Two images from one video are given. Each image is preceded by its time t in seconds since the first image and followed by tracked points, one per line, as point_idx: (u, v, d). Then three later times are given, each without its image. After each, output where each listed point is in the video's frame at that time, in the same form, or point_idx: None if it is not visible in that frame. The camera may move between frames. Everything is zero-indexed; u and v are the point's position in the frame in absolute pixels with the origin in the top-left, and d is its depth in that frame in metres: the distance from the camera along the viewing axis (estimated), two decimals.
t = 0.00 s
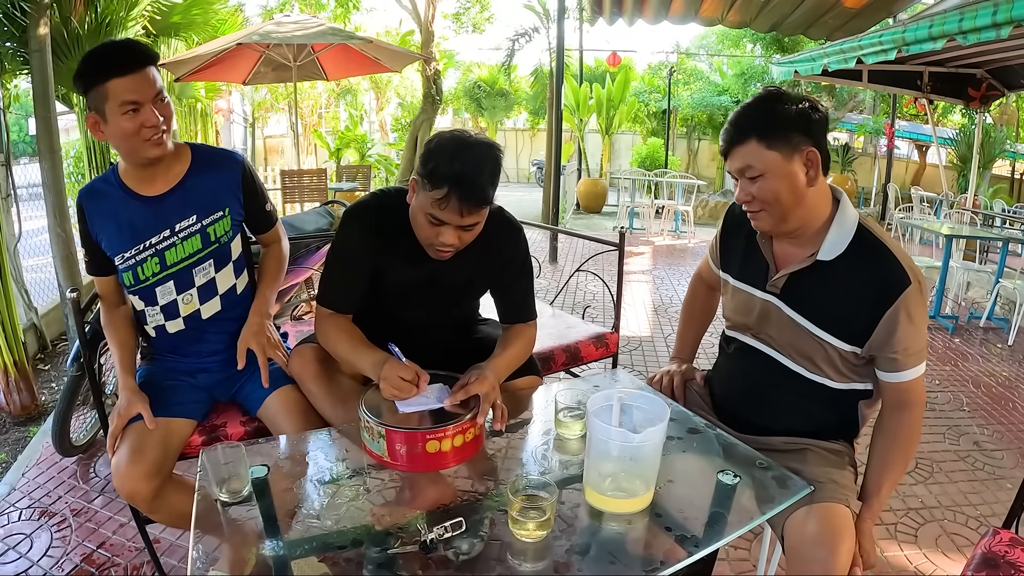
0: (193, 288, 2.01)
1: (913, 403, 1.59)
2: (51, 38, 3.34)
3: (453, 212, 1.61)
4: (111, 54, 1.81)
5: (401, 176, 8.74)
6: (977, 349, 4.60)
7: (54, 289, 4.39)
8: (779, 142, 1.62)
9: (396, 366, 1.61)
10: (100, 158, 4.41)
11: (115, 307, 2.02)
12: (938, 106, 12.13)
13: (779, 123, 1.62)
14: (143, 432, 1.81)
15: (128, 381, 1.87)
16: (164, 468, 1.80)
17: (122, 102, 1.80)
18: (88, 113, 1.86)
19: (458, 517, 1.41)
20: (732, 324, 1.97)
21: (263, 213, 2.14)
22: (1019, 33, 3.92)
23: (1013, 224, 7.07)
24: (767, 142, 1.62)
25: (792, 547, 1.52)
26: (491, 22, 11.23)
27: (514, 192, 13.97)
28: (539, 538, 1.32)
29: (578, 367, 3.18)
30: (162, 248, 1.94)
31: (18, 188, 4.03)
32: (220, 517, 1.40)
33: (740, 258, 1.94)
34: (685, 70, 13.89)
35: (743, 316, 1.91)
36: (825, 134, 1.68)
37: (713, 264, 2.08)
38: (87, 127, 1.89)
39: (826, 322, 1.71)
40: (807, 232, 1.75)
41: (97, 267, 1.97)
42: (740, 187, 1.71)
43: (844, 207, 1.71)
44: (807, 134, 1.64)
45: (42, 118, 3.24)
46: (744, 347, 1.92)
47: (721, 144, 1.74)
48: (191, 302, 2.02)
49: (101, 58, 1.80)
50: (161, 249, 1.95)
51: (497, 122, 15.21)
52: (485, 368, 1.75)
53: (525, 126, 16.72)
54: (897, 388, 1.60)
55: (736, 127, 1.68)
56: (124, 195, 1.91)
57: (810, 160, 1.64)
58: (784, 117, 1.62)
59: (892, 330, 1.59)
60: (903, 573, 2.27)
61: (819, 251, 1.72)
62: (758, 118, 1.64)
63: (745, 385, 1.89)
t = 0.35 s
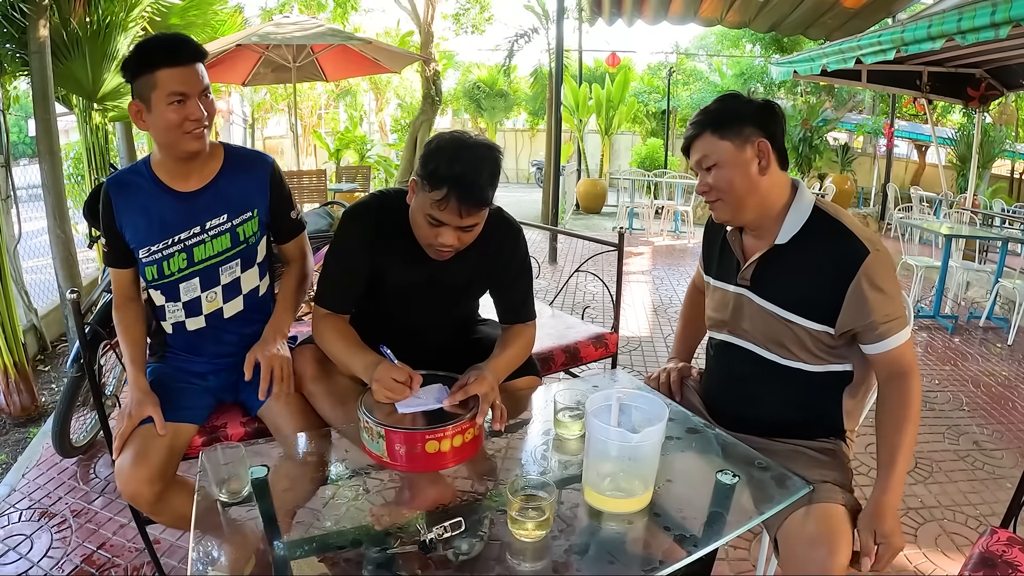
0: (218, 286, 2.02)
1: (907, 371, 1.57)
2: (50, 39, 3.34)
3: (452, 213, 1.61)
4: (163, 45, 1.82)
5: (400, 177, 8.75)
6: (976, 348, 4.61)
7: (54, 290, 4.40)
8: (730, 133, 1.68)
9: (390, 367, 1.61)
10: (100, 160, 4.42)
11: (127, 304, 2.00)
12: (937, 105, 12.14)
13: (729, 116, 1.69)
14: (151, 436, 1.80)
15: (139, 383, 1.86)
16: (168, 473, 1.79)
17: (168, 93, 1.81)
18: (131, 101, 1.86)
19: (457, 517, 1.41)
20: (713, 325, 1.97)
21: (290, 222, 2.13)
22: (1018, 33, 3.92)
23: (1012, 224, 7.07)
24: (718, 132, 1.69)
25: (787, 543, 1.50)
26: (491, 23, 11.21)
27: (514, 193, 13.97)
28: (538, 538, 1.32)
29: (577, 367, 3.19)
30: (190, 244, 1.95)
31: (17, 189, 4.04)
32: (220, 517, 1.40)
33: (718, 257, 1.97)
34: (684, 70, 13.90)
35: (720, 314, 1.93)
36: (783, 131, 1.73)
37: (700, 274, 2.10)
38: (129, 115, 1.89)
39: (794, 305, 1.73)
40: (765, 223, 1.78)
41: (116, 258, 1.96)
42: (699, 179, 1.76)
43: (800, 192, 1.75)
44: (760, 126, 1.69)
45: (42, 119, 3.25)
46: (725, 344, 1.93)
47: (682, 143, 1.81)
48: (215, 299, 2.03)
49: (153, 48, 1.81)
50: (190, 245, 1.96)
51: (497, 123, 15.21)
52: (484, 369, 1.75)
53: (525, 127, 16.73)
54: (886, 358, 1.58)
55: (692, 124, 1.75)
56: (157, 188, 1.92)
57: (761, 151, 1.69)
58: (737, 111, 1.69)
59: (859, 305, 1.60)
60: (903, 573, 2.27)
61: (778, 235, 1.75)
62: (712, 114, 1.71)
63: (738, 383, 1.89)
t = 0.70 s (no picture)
0: (228, 292, 2.03)
1: (904, 359, 1.53)
2: (50, 40, 3.33)
3: (452, 211, 1.61)
4: (192, 42, 1.82)
5: (400, 177, 8.74)
6: (976, 348, 4.61)
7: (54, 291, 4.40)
8: (728, 129, 1.69)
9: (390, 367, 1.61)
10: (100, 161, 4.41)
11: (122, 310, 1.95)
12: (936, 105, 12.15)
13: (724, 113, 1.70)
14: (135, 462, 1.74)
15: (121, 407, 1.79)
16: (156, 473, 1.78)
17: (196, 91, 1.81)
18: (157, 96, 1.86)
19: (459, 518, 1.41)
20: (710, 325, 1.96)
21: (299, 235, 2.10)
22: (1019, 33, 3.91)
23: (1012, 223, 7.08)
24: (717, 127, 1.70)
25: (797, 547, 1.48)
26: (491, 24, 11.19)
27: (514, 194, 13.97)
28: (540, 539, 1.32)
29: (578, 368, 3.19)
30: (204, 248, 1.96)
31: (17, 190, 4.03)
32: (221, 518, 1.40)
33: (713, 256, 1.97)
34: (684, 71, 13.91)
35: (716, 313, 1.93)
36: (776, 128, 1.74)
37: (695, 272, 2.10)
38: (154, 111, 1.89)
39: (791, 299, 1.73)
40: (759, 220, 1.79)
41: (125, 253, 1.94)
42: (696, 175, 1.77)
43: (793, 186, 1.77)
44: (757, 123, 1.70)
45: (42, 120, 3.25)
46: (722, 344, 1.92)
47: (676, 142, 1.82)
48: (224, 305, 2.04)
49: (182, 45, 1.81)
50: (204, 250, 1.96)
51: (497, 123, 15.20)
52: (485, 369, 1.75)
53: (524, 127, 16.73)
54: (884, 344, 1.55)
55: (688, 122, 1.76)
56: (176, 187, 1.93)
57: (759, 148, 1.70)
58: (733, 106, 1.70)
59: (853, 292, 1.60)
60: (903, 572, 2.28)
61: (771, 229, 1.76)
62: (709, 111, 1.72)
63: (737, 384, 1.88)
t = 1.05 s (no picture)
0: (221, 297, 2.03)
1: (914, 377, 1.52)
2: (50, 41, 3.34)
3: (455, 211, 1.61)
4: (182, 45, 1.76)
5: (400, 179, 8.74)
6: (976, 348, 4.61)
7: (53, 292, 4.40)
8: (755, 128, 1.67)
9: (380, 370, 1.64)
10: (100, 161, 4.41)
11: (115, 318, 1.89)
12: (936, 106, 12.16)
13: (752, 109, 1.67)
14: (149, 480, 1.71)
15: (135, 423, 1.77)
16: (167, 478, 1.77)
17: (187, 96, 1.75)
18: (147, 101, 1.80)
19: (459, 518, 1.40)
20: (718, 328, 1.96)
21: (281, 238, 2.03)
22: (1019, 33, 3.91)
23: (1012, 223, 7.08)
24: (743, 126, 1.68)
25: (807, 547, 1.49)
26: (490, 25, 11.19)
27: (514, 194, 13.97)
28: (541, 539, 1.32)
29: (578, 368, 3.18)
30: (196, 255, 1.95)
31: (17, 191, 4.03)
32: (221, 518, 1.40)
33: (721, 258, 1.96)
34: (684, 71, 13.92)
35: (727, 317, 1.92)
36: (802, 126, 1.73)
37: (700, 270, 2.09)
38: (143, 115, 1.83)
39: (807, 307, 1.72)
40: (776, 223, 1.78)
41: (112, 253, 1.86)
42: (714, 172, 1.75)
43: (810, 192, 1.75)
44: (783, 125, 1.68)
45: (42, 121, 3.25)
46: (730, 349, 1.93)
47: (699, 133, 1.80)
48: (218, 309, 2.03)
49: (173, 49, 1.76)
50: (196, 256, 1.96)
51: (497, 124, 15.20)
52: (486, 370, 1.75)
53: (524, 128, 16.74)
54: (897, 357, 1.53)
55: (712, 113, 1.74)
56: (168, 192, 1.90)
57: (784, 152, 1.69)
58: (763, 107, 1.68)
59: (867, 300, 1.59)
60: (904, 573, 2.27)
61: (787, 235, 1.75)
62: (733, 104, 1.70)
63: (742, 390, 1.89)
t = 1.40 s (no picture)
0: (215, 302, 2.02)
1: (933, 392, 1.54)
2: (50, 42, 3.34)
3: (455, 214, 1.61)
4: (168, 49, 1.77)
5: (400, 180, 8.73)
6: (977, 349, 4.61)
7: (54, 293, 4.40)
8: (822, 149, 1.62)
9: (383, 369, 1.65)
10: (100, 162, 4.41)
11: (106, 320, 1.88)
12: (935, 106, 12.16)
13: (819, 126, 1.61)
14: (151, 481, 1.71)
15: (134, 425, 1.77)
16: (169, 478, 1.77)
17: (173, 100, 1.75)
18: (134, 107, 1.81)
19: (461, 519, 1.41)
20: (729, 329, 1.96)
21: (276, 244, 2.00)
22: (1019, 34, 3.91)
23: (1012, 224, 7.08)
24: (810, 147, 1.61)
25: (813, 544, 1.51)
26: (490, 26, 11.20)
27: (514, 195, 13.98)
28: (543, 540, 1.33)
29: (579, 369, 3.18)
30: (189, 261, 1.95)
31: (17, 192, 4.03)
32: (222, 519, 1.40)
33: (733, 258, 1.95)
34: (684, 72, 13.93)
35: (740, 321, 1.91)
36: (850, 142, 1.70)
37: (702, 264, 2.08)
38: (132, 121, 1.84)
39: (833, 317, 1.72)
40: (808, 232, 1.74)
41: (105, 255, 1.86)
42: (765, 183, 1.67)
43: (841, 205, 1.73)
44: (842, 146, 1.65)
45: (43, 122, 3.25)
46: (739, 353, 1.92)
47: (745, 139, 1.71)
48: (212, 314, 2.02)
49: (159, 53, 1.76)
50: (189, 262, 1.96)
51: (497, 125, 15.19)
52: (487, 371, 1.75)
53: (524, 129, 16.75)
54: (919, 371, 1.55)
55: (767, 123, 1.65)
56: (159, 198, 1.90)
57: (837, 173, 1.67)
58: (828, 126, 1.61)
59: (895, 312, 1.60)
60: (905, 573, 2.27)
61: (818, 247, 1.73)
62: (788, 114, 1.62)
63: (746, 392, 1.90)
